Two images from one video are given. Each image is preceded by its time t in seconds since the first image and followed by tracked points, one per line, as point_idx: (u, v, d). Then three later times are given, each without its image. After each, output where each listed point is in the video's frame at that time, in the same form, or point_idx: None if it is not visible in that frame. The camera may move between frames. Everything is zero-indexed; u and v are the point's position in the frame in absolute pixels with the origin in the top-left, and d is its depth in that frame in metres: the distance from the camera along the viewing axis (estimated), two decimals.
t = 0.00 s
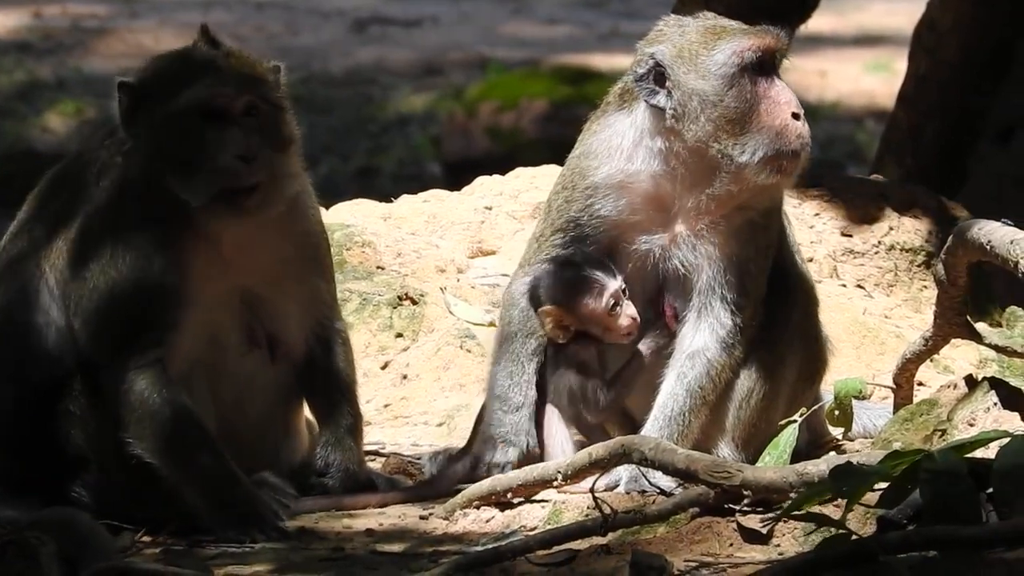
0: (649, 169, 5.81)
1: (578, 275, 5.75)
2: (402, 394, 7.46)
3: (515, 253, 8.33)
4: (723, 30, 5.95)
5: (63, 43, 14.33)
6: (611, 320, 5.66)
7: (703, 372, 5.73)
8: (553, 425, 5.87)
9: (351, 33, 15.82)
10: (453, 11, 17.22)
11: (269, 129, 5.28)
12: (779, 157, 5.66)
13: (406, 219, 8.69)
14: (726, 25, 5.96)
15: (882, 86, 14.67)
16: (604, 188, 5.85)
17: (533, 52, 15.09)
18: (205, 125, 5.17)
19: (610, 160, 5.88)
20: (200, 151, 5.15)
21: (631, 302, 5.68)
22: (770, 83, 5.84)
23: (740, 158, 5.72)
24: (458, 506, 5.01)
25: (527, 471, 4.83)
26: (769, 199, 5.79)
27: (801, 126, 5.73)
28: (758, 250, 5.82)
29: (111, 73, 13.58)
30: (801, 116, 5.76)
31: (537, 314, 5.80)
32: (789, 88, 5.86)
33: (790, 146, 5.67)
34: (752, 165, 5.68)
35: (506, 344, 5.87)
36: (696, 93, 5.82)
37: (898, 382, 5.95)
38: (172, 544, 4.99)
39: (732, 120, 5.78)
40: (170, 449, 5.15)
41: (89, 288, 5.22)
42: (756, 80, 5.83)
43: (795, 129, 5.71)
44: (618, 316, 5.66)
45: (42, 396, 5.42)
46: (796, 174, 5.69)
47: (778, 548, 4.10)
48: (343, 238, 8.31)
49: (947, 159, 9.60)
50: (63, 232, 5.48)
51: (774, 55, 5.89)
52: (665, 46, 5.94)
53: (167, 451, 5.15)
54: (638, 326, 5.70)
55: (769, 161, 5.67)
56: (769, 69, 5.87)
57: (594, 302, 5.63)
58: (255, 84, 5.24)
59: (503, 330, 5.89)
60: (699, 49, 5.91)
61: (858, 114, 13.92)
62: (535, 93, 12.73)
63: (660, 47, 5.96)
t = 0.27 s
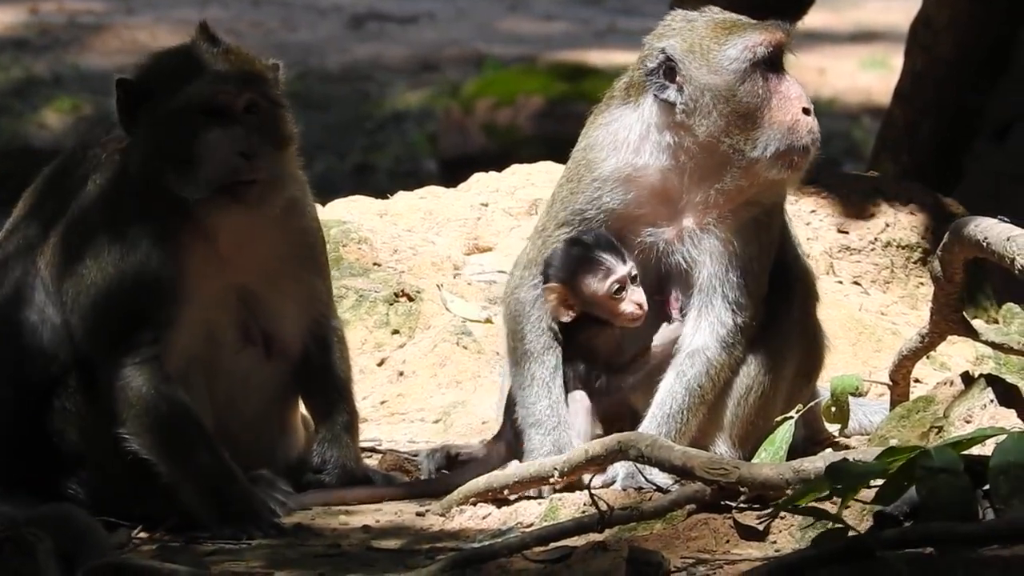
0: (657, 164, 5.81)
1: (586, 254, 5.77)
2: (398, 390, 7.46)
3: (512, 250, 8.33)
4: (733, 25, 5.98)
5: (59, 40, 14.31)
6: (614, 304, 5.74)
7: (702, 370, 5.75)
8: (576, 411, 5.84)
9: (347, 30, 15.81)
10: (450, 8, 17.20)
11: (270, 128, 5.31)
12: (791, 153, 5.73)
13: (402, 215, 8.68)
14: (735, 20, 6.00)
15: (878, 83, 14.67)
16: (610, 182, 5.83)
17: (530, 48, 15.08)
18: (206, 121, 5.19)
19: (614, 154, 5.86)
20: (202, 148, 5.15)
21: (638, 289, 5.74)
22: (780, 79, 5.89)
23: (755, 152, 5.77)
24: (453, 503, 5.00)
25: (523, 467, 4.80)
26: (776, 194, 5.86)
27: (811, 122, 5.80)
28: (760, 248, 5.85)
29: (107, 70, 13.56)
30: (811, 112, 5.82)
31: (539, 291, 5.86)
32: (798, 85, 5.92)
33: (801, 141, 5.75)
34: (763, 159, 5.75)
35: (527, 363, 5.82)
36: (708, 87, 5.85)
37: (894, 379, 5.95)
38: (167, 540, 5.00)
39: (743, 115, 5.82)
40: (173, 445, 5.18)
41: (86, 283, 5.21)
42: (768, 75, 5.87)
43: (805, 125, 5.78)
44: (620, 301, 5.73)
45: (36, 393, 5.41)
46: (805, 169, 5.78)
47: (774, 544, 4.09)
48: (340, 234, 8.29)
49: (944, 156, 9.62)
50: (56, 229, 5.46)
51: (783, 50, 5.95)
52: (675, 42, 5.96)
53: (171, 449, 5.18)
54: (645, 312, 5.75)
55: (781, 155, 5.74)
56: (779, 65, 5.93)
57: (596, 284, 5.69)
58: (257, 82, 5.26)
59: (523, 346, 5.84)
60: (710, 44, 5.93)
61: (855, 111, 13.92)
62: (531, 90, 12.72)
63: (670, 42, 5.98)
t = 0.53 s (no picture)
0: (668, 164, 5.82)
1: (646, 239, 5.81)
2: (396, 386, 7.45)
3: (509, 248, 8.36)
4: (740, 23, 6.02)
5: (57, 37, 14.29)
6: (664, 294, 5.76)
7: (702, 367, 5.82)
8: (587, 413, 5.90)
9: (345, 26, 15.80)
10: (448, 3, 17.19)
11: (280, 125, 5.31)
12: (800, 150, 5.77)
13: (400, 212, 8.67)
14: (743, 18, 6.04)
15: (876, 79, 14.68)
16: (619, 181, 5.84)
17: (528, 44, 15.07)
18: (218, 117, 5.20)
19: (622, 156, 5.86)
20: (214, 145, 5.17)
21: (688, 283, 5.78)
22: (788, 77, 5.93)
23: (766, 150, 5.81)
24: (452, 499, 5.02)
25: (521, 464, 4.79)
26: (782, 191, 5.91)
27: (820, 119, 5.84)
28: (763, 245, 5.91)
29: (105, 66, 13.54)
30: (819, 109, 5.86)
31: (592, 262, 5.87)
32: (805, 83, 5.98)
33: (811, 138, 5.79)
34: (774, 157, 5.79)
35: (548, 384, 5.84)
36: (717, 85, 5.88)
37: (892, 375, 5.96)
38: (167, 537, 4.99)
39: (752, 112, 5.85)
40: (172, 443, 5.15)
41: (84, 281, 5.23)
42: (776, 73, 5.92)
43: (814, 122, 5.82)
44: (671, 291, 5.75)
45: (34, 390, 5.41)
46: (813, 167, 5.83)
47: (773, 541, 4.09)
48: (338, 231, 8.30)
49: (941, 152, 9.62)
50: (55, 226, 5.47)
51: (790, 48, 6.00)
52: (682, 40, 5.99)
53: (170, 447, 5.16)
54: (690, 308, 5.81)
55: (790, 153, 5.78)
56: (786, 64, 5.98)
57: (650, 269, 5.72)
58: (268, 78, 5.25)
59: (546, 365, 5.86)
60: (718, 42, 5.96)
61: (853, 107, 13.92)
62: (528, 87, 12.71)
63: (677, 39, 6.01)
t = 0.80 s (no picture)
0: (667, 157, 5.88)
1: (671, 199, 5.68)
2: (392, 382, 7.45)
3: (505, 244, 8.40)
4: (743, 21, 6.03)
5: (53, 32, 14.27)
6: (691, 254, 5.58)
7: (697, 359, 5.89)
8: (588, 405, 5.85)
9: (341, 21, 15.79)
10: None
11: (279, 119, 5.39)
12: (800, 149, 5.80)
13: (396, 208, 8.67)
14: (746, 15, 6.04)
15: (871, 74, 14.68)
16: (617, 174, 5.86)
17: (523, 40, 15.07)
18: (217, 112, 5.25)
19: (621, 146, 5.89)
20: (215, 139, 5.22)
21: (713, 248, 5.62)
22: (789, 76, 5.96)
23: (766, 148, 5.82)
24: (446, 495, 5.01)
25: (516, 459, 4.77)
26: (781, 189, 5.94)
27: (819, 119, 5.87)
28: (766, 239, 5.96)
29: (101, 61, 13.52)
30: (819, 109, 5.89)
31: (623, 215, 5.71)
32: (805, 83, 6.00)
33: (810, 138, 5.82)
34: (774, 155, 5.81)
35: (543, 380, 5.83)
36: (720, 82, 5.89)
37: (888, 371, 5.95)
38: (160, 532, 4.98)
39: (754, 110, 5.88)
40: (166, 440, 5.16)
41: (79, 277, 5.22)
42: (778, 72, 5.94)
43: (813, 121, 5.85)
44: (698, 253, 5.59)
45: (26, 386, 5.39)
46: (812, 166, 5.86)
47: (768, 538, 4.07)
48: (333, 227, 8.30)
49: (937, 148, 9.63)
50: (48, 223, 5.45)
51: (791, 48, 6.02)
52: (685, 37, 5.99)
53: (164, 444, 5.16)
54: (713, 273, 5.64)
55: (790, 152, 5.81)
56: (787, 63, 6.00)
57: (681, 227, 5.57)
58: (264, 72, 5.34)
59: (539, 361, 5.85)
60: (721, 39, 5.97)
61: (849, 102, 13.92)
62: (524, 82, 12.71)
63: (679, 36, 6.01)
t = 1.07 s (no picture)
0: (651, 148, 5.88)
1: (642, 173, 5.69)
2: (381, 375, 7.45)
3: (495, 238, 8.34)
4: (728, 15, 6.02)
5: (42, 26, 14.24)
6: (656, 226, 5.58)
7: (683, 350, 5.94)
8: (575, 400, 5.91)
9: (330, 15, 15.78)
10: None
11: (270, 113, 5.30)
12: (785, 144, 5.80)
13: (385, 201, 8.66)
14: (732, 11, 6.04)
15: (860, 68, 14.69)
16: (601, 164, 5.86)
17: (513, 34, 15.06)
18: (211, 104, 5.21)
19: (605, 138, 5.89)
20: (210, 132, 5.18)
21: (681, 217, 5.58)
22: (775, 72, 5.96)
23: (750, 142, 5.82)
24: (435, 489, 4.98)
25: (506, 453, 4.75)
26: (768, 183, 5.95)
27: (804, 114, 5.86)
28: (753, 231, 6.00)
29: (89, 55, 13.49)
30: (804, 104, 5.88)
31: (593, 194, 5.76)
32: (790, 78, 6.00)
33: (795, 132, 5.81)
34: (760, 149, 5.80)
35: (533, 375, 5.82)
36: (706, 76, 5.89)
37: (877, 365, 5.96)
38: (151, 526, 5.02)
39: (739, 104, 5.87)
40: (151, 441, 5.19)
41: (66, 272, 5.19)
42: (763, 67, 5.93)
43: (798, 116, 5.84)
44: (664, 224, 5.57)
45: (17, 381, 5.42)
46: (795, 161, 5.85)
47: (757, 531, 4.06)
48: (323, 220, 8.28)
49: (925, 142, 9.64)
50: (39, 221, 5.41)
51: (776, 43, 6.02)
52: (671, 31, 5.99)
53: (148, 446, 5.19)
54: (684, 244, 5.58)
55: (775, 146, 5.79)
56: (773, 59, 5.99)
57: (645, 200, 5.58)
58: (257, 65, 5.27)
59: (529, 355, 5.83)
60: (707, 34, 5.97)
61: (838, 97, 13.93)
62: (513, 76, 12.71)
63: (664, 29, 6.00)
